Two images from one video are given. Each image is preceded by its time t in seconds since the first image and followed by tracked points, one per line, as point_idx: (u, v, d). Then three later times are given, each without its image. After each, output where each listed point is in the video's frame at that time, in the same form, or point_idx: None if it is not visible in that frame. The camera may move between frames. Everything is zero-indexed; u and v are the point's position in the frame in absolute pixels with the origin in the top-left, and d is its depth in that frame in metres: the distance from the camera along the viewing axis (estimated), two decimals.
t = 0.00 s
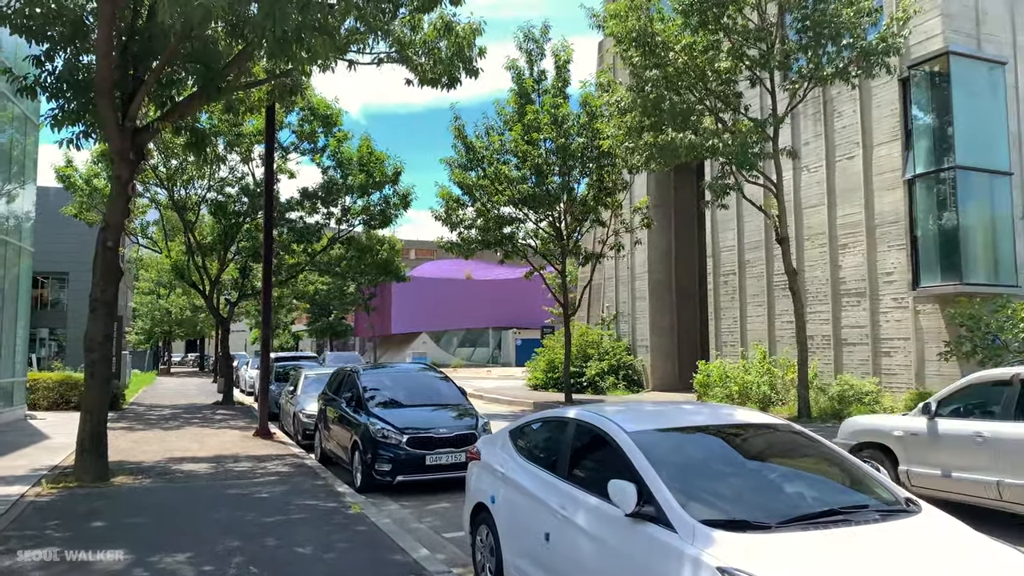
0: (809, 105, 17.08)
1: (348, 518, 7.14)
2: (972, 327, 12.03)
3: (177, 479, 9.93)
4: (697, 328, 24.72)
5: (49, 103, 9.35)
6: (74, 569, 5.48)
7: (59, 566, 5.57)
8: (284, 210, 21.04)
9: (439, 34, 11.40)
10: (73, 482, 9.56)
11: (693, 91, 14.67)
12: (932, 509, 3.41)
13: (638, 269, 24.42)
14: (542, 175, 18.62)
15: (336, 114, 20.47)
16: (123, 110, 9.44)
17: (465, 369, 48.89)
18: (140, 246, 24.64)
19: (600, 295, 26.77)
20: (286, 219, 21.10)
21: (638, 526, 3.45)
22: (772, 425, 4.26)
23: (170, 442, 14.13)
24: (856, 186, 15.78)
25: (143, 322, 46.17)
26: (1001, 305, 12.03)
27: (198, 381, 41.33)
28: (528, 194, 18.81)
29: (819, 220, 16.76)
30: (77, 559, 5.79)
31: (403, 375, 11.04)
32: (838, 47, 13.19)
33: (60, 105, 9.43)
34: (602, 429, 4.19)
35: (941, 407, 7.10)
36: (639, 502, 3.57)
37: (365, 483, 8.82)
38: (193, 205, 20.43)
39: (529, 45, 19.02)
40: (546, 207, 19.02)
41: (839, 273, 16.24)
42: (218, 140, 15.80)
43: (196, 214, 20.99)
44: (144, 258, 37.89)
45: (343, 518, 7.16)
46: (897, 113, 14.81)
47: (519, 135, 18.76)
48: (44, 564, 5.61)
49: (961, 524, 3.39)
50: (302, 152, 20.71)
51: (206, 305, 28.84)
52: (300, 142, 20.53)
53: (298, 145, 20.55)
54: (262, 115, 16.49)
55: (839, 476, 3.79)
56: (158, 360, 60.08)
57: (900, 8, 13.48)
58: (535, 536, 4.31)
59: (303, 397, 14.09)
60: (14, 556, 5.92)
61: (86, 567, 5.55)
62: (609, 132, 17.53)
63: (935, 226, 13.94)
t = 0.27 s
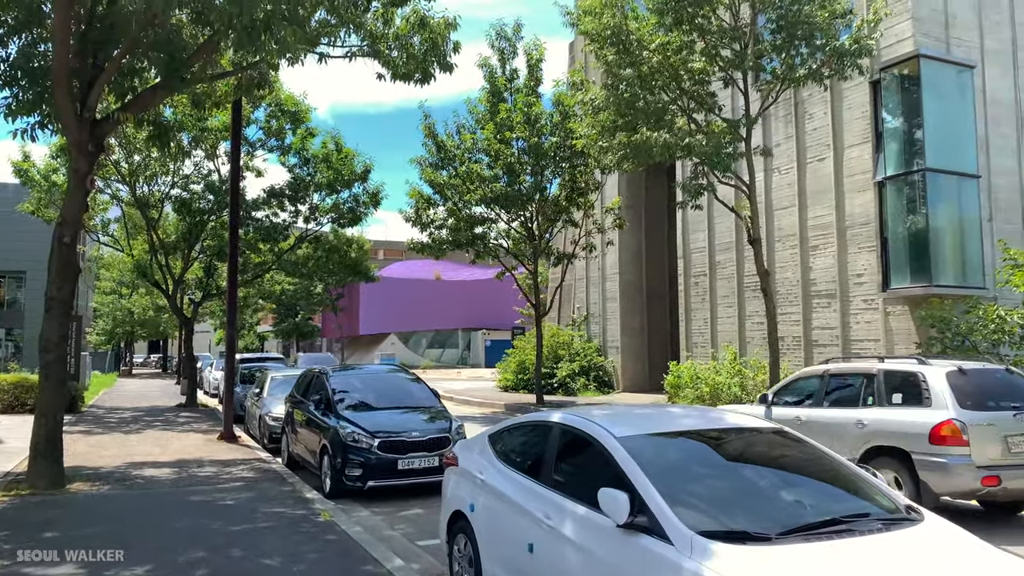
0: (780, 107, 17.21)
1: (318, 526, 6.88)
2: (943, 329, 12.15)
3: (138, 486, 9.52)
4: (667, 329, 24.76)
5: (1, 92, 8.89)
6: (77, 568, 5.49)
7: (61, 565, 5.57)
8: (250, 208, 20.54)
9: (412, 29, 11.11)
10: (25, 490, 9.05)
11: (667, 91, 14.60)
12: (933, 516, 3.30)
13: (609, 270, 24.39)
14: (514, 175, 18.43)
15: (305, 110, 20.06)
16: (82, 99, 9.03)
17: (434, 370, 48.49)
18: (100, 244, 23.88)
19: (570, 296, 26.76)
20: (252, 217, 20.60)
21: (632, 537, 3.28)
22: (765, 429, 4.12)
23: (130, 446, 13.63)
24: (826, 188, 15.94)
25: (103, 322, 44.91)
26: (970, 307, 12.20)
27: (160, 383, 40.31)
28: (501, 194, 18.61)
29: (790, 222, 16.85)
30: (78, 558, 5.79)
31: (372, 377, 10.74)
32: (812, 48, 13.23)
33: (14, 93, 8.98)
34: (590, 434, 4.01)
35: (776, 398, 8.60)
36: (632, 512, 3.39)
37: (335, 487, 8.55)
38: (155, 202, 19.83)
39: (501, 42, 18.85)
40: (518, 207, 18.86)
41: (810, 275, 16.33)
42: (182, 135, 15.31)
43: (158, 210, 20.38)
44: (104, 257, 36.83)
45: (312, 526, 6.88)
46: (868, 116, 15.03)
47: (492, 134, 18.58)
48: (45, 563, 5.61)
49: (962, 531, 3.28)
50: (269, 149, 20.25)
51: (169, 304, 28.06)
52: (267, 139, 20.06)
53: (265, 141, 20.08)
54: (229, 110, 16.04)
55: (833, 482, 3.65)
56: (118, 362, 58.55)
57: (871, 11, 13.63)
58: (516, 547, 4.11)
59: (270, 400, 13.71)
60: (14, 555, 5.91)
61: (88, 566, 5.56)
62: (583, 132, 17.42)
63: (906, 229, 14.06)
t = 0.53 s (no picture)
0: (758, 107, 17.23)
1: (293, 538, 6.61)
2: (920, 331, 12.20)
3: (103, 494, 9.15)
4: (644, 329, 24.71)
5: None
6: (85, 568, 5.64)
7: (67, 565, 5.70)
8: (220, 206, 20.05)
9: (390, 23, 10.84)
10: None
11: (646, 90, 14.49)
12: (948, 532, 3.16)
13: (586, 270, 24.27)
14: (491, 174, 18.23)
15: (277, 106, 19.63)
16: (44, 91, 8.62)
17: (408, 371, 48.04)
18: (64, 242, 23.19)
19: (547, 296, 26.61)
20: (222, 214, 20.12)
21: (635, 557, 3.10)
22: (768, 439, 3.96)
23: (95, 451, 13.18)
24: (804, 189, 15.96)
25: (68, 322, 43.79)
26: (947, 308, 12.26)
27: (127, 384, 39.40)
28: (478, 193, 18.37)
29: (767, 223, 16.86)
30: (80, 559, 5.91)
31: (348, 381, 10.45)
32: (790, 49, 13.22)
33: None
34: (586, 445, 3.80)
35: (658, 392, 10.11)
36: (635, 529, 3.21)
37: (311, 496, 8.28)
38: (121, 199, 19.27)
39: (478, 39, 18.62)
40: (495, 206, 18.64)
41: (787, 276, 16.36)
42: (150, 130, 14.84)
43: (125, 208, 19.81)
44: (69, 255, 35.87)
45: (287, 538, 6.60)
46: (845, 117, 15.09)
47: (469, 133, 18.34)
48: (50, 563, 5.72)
49: (978, 547, 3.15)
50: (241, 145, 19.79)
51: (137, 304, 27.36)
52: (238, 136, 19.60)
53: (236, 138, 19.63)
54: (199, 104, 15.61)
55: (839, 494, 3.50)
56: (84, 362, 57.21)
57: (848, 12, 13.69)
58: (508, 564, 3.91)
59: (242, 403, 13.35)
60: (15, 554, 5.98)
61: (95, 566, 5.72)
62: (561, 131, 17.24)
63: (883, 231, 14.15)
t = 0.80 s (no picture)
0: (738, 108, 17.21)
1: (270, 548, 6.36)
2: (901, 332, 12.22)
3: (70, 502, 8.79)
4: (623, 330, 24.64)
5: None
6: (84, 567, 5.73)
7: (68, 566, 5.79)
8: (193, 204, 19.59)
9: (370, 16, 10.58)
10: None
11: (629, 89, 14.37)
12: (966, 545, 3.04)
13: (565, 271, 24.14)
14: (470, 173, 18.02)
15: (252, 102, 19.23)
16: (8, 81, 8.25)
17: (384, 372, 47.58)
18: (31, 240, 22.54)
19: (526, 297, 26.44)
20: (195, 213, 19.65)
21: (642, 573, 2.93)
22: (772, 446, 3.81)
23: (61, 456, 12.74)
24: (783, 190, 15.95)
25: (35, 323, 42.70)
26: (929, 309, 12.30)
27: (96, 387, 38.52)
28: (458, 192, 18.13)
29: (748, 224, 16.83)
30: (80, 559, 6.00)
31: (326, 383, 10.19)
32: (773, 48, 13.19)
33: None
34: (585, 453, 3.62)
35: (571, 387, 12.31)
36: (641, 543, 3.04)
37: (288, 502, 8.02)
38: (90, 197, 18.73)
39: (457, 37, 18.39)
40: (475, 206, 18.40)
41: (767, 277, 16.35)
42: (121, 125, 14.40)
43: (94, 206, 19.25)
44: (36, 254, 34.95)
45: (264, 549, 6.31)
46: (826, 118, 15.11)
47: (448, 131, 18.10)
48: (51, 563, 5.82)
49: (997, 559, 3.03)
50: (214, 142, 19.35)
51: (107, 305, 26.71)
52: (212, 133, 19.16)
53: (210, 135, 19.19)
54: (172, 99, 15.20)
55: (846, 503, 3.38)
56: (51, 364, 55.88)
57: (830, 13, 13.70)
58: None
59: (215, 406, 13.00)
60: (15, 554, 6.09)
61: (95, 566, 5.80)
62: (542, 130, 17.07)
63: (862, 232, 14.22)
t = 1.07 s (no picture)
0: (726, 108, 17.15)
1: (255, 558, 6.13)
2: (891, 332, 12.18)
3: (44, 509, 8.48)
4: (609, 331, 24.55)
5: None
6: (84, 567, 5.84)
7: (68, 565, 5.92)
8: (173, 202, 19.21)
9: (355, 10, 10.37)
10: None
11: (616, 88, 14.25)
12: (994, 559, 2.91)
13: (551, 271, 24.01)
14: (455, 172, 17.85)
15: (233, 99, 18.90)
16: None
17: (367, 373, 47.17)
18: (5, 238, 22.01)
19: (511, 297, 26.27)
20: (174, 211, 19.27)
21: None
22: (783, 452, 3.66)
23: (36, 460, 12.38)
24: (771, 190, 15.90)
25: (11, 323, 41.87)
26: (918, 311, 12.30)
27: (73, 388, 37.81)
28: (443, 191, 17.91)
29: (735, 224, 16.77)
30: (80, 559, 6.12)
31: (310, 385, 9.93)
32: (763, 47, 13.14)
33: None
34: (590, 461, 3.44)
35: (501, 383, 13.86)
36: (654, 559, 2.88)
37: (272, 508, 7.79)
38: (66, 194, 18.30)
39: (441, 34, 18.19)
40: (460, 205, 18.17)
41: (754, 277, 16.30)
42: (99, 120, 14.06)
43: (70, 203, 18.80)
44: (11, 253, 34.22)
45: (247, 559, 6.08)
46: (814, 118, 15.08)
47: (433, 129, 17.88)
48: (52, 563, 5.95)
49: None
50: (194, 139, 18.99)
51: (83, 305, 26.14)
52: (192, 130, 18.80)
53: (190, 131, 18.83)
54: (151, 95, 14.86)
55: (863, 512, 3.24)
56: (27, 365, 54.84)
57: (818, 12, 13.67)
58: None
59: (195, 408, 12.70)
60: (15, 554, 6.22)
61: (94, 565, 5.90)
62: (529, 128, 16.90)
63: (850, 233, 14.19)
